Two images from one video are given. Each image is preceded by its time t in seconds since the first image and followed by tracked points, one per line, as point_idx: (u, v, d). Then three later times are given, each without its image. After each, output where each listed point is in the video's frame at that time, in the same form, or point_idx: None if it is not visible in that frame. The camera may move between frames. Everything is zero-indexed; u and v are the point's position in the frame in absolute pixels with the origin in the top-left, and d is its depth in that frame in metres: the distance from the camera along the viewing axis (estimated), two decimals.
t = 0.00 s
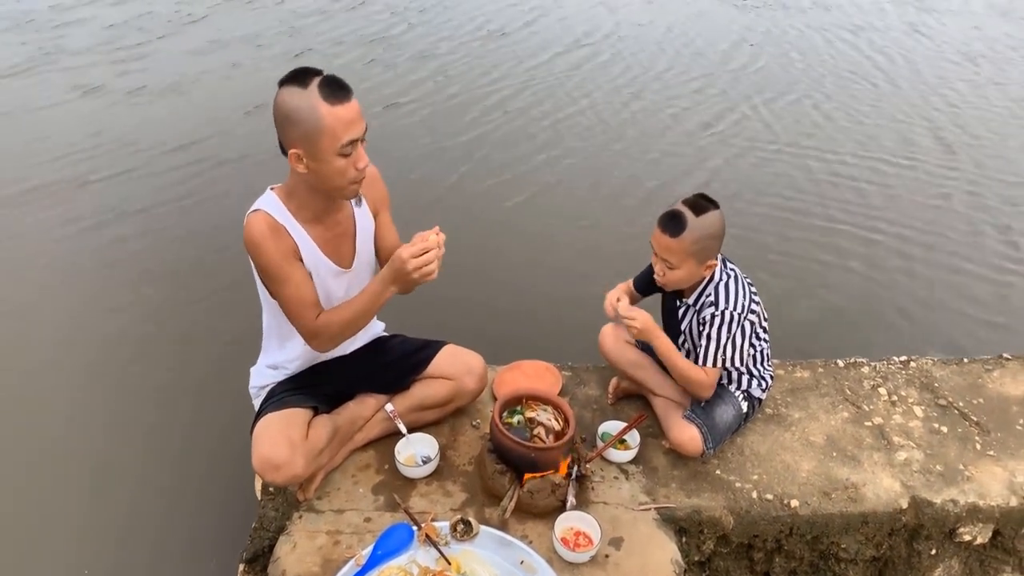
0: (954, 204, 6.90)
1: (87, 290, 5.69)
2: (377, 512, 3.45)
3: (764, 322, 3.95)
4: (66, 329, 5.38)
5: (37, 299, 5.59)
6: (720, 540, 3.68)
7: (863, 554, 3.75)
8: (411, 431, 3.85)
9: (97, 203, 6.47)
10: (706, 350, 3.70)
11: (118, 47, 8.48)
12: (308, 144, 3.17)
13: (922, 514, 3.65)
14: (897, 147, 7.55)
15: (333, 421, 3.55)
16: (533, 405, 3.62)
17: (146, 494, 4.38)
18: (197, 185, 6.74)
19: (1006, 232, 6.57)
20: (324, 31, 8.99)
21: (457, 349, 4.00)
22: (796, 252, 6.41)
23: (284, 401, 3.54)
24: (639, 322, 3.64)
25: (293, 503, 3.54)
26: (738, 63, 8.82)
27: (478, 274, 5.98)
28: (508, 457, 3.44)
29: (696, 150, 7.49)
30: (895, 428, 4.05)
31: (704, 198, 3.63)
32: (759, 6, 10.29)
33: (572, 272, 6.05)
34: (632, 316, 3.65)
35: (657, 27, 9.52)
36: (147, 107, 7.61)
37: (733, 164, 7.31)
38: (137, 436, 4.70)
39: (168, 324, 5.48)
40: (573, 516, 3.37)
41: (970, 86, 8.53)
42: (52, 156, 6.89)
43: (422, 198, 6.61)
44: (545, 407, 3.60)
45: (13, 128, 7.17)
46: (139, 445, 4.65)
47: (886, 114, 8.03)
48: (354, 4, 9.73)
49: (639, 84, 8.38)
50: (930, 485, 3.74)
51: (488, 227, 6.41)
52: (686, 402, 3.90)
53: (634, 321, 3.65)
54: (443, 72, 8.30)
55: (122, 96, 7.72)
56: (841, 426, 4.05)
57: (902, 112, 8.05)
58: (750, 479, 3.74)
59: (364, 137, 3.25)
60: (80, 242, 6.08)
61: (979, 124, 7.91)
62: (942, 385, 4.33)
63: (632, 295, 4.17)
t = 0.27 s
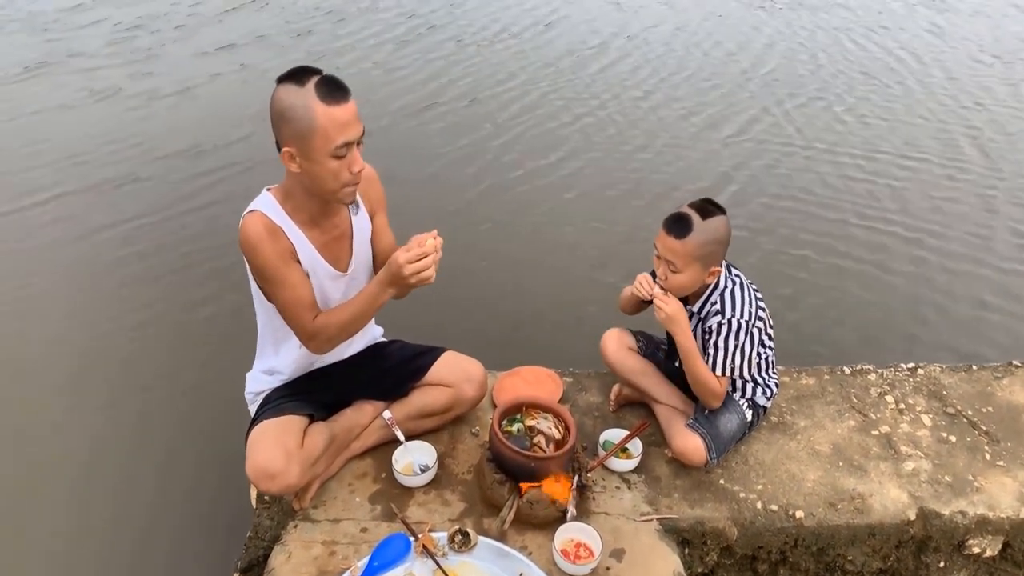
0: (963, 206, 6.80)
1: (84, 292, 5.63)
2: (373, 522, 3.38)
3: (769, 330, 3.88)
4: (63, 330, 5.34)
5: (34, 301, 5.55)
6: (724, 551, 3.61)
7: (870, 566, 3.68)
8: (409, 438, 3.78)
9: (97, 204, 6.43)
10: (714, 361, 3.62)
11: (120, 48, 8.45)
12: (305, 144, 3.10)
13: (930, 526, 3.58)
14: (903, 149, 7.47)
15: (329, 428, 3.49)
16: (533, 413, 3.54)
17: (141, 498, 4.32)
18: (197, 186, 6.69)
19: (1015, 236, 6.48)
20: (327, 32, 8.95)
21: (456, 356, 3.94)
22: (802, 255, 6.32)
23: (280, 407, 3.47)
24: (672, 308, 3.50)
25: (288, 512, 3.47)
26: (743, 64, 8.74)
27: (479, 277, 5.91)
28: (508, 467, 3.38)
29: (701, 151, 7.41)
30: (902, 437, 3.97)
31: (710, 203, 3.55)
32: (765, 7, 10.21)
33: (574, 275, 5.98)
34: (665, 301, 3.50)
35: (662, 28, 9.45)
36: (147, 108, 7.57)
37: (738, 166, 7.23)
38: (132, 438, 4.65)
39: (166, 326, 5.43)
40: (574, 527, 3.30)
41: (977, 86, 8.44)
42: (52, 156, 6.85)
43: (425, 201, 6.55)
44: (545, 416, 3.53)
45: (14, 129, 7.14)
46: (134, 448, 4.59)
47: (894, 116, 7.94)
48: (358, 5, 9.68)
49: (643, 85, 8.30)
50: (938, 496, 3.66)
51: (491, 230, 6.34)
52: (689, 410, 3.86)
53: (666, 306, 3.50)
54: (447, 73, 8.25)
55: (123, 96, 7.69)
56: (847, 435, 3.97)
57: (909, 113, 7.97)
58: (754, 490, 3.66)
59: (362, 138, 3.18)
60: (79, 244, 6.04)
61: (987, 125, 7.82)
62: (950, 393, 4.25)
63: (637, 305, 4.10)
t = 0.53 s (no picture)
0: (969, 211, 6.73)
1: (83, 294, 5.61)
2: (369, 534, 3.34)
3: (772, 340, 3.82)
4: (60, 332, 5.30)
5: (33, 303, 5.52)
6: (724, 564, 3.57)
7: None
8: (406, 448, 3.75)
9: (96, 207, 6.41)
10: (715, 371, 3.56)
11: (123, 51, 8.44)
12: (303, 151, 3.06)
13: (934, 540, 3.53)
14: (909, 153, 7.40)
15: (325, 439, 3.46)
16: (532, 424, 3.48)
17: (133, 502, 4.26)
18: (197, 188, 6.66)
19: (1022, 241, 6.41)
20: (330, 36, 8.93)
21: (454, 365, 3.91)
22: (805, 260, 6.26)
23: (275, 417, 3.43)
24: (673, 316, 3.45)
25: (283, 523, 3.45)
26: (747, 69, 8.69)
27: (480, 282, 5.87)
28: (505, 479, 3.31)
29: (704, 155, 7.36)
30: (906, 449, 3.91)
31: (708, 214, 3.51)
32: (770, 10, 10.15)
33: (575, 281, 5.93)
34: (665, 310, 3.46)
35: (666, 31, 9.41)
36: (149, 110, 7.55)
37: (742, 170, 7.17)
38: (126, 442, 4.59)
39: (165, 329, 5.39)
40: (572, 541, 3.25)
41: (983, 90, 8.37)
42: (53, 158, 6.84)
43: (426, 206, 6.52)
44: (544, 427, 3.47)
45: (14, 131, 7.13)
46: (128, 451, 4.54)
47: (899, 120, 7.87)
48: (360, 8, 9.66)
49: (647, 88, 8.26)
50: (942, 510, 3.61)
51: (492, 235, 6.31)
52: (689, 421, 3.81)
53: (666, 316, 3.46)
54: (449, 78, 8.23)
55: (125, 99, 7.67)
56: (850, 447, 3.92)
57: (914, 118, 7.90)
58: (755, 502, 3.61)
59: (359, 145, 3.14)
60: (78, 247, 6.02)
61: (993, 129, 7.75)
62: (955, 404, 4.20)
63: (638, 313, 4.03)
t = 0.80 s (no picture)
0: (976, 217, 6.67)
1: (85, 295, 5.61)
2: (365, 542, 3.32)
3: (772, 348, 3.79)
4: (58, 333, 5.29)
5: (34, 302, 5.52)
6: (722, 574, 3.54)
7: None
8: (403, 455, 3.74)
9: (99, 209, 6.42)
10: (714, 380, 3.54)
11: (127, 51, 8.45)
12: (297, 159, 3.04)
13: (935, 552, 3.49)
14: (915, 158, 7.34)
15: (321, 446, 3.45)
16: (529, 432, 3.44)
17: (129, 503, 4.24)
18: (199, 190, 6.66)
19: None
20: (334, 38, 8.93)
21: (451, 372, 3.89)
22: (810, 265, 6.22)
23: (271, 424, 3.43)
24: (671, 326, 3.43)
25: (279, 530, 3.43)
26: (753, 72, 8.65)
27: (482, 285, 5.85)
28: (501, 487, 3.28)
29: (708, 159, 7.32)
30: (908, 460, 3.87)
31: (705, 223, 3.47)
32: (777, 13, 10.09)
33: (577, 284, 5.90)
34: (665, 319, 3.44)
35: (672, 34, 9.37)
36: (153, 112, 7.57)
37: (746, 174, 7.13)
38: (121, 442, 4.57)
39: (165, 330, 5.38)
40: (568, 551, 3.21)
41: (991, 94, 8.31)
42: (57, 159, 6.85)
43: (428, 210, 6.52)
44: (541, 435, 3.42)
45: (18, 133, 7.15)
46: (123, 451, 4.51)
47: (906, 124, 7.81)
48: (365, 10, 9.67)
49: (652, 92, 8.22)
50: (944, 522, 3.57)
51: (494, 238, 6.29)
52: (688, 430, 3.79)
53: (665, 325, 3.43)
54: (453, 81, 8.22)
55: (130, 100, 7.68)
56: (851, 457, 3.88)
57: (921, 122, 7.85)
58: (754, 513, 3.58)
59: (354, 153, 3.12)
60: (81, 247, 6.02)
61: (1001, 134, 7.68)
62: (958, 414, 4.16)
63: (636, 320, 3.99)
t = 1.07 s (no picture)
0: (990, 220, 6.57)
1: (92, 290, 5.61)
2: (365, 544, 3.30)
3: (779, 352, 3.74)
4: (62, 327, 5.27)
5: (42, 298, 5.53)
6: None
7: None
8: (405, 457, 3.72)
9: (106, 205, 6.42)
10: (722, 385, 3.47)
11: (137, 50, 8.47)
12: (294, 157, 3.03)
13: (943, 562, 3.43)
14: (928, 161, 7.25)
15: (322, 446, 3.43)
16: (531, 435, 3.39)
17: (129, 500, 4.22)
18: (208, 186, 6.67)
19: None
20: (345, 38, 8.94)
21: (454, 373, 3.86)
22: (820, 268, 6.15)
23: (272, 424, 3.41)
24: (677, 331, 3.39)
25: (279, 530, 3.43)
26: (764, 74, 8.58)
27: (488, 286, 5.82)
28: (502, 491, 3.24)
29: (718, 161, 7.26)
30: (918, 467, 3.81)
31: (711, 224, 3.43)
32: (790, 14, 10.01)
33: (584, 286, 5.86)
34: (670, 324, 3.40)
35: (682, 35, 9.31)
36: (162, 110, 7.59)
37: (757, 175, 7.06)
38: (123, 438, 4.56)
39: (171, 326, 5.37)
40: (569, 556, 3.19)
41: (1007, 96, 8.20)
42: (68, 156, 6.88)
43: (435, 211, 6.50)
44: (543, 438, 3.37)
45: (28, 129, 7.17)
46: (124, 448, 4.50)
47: (920, 126, 7.71)
48: (376, 11, 9.68)
49: (662, 92, 8.16)
50: (953, 531, 3.50)
51: (501, 239, 6.26)
52: (694, 434, 3.74)
53: (670, 331, 3.40)
54: (462, 82, 8.20)
55: (142, 98, 7.72)
56: (859, 464, 3.82)
57: (934, 124, 7.76)
58: (760, 519, 3.53)
59: (353, 153, 3.09)
60: (88, 243, 6.03)
61: (1017, 137, 7.57)
62: (969, 421, 4.09)
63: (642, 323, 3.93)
